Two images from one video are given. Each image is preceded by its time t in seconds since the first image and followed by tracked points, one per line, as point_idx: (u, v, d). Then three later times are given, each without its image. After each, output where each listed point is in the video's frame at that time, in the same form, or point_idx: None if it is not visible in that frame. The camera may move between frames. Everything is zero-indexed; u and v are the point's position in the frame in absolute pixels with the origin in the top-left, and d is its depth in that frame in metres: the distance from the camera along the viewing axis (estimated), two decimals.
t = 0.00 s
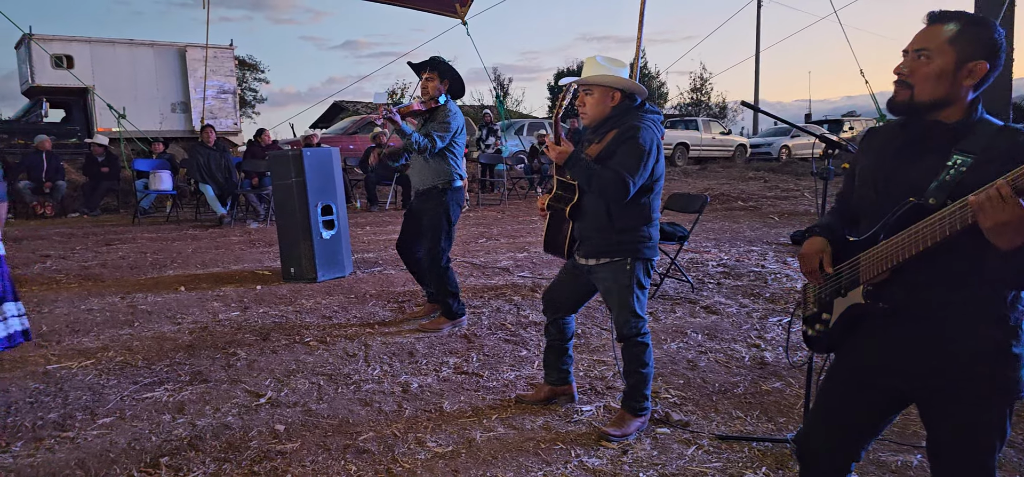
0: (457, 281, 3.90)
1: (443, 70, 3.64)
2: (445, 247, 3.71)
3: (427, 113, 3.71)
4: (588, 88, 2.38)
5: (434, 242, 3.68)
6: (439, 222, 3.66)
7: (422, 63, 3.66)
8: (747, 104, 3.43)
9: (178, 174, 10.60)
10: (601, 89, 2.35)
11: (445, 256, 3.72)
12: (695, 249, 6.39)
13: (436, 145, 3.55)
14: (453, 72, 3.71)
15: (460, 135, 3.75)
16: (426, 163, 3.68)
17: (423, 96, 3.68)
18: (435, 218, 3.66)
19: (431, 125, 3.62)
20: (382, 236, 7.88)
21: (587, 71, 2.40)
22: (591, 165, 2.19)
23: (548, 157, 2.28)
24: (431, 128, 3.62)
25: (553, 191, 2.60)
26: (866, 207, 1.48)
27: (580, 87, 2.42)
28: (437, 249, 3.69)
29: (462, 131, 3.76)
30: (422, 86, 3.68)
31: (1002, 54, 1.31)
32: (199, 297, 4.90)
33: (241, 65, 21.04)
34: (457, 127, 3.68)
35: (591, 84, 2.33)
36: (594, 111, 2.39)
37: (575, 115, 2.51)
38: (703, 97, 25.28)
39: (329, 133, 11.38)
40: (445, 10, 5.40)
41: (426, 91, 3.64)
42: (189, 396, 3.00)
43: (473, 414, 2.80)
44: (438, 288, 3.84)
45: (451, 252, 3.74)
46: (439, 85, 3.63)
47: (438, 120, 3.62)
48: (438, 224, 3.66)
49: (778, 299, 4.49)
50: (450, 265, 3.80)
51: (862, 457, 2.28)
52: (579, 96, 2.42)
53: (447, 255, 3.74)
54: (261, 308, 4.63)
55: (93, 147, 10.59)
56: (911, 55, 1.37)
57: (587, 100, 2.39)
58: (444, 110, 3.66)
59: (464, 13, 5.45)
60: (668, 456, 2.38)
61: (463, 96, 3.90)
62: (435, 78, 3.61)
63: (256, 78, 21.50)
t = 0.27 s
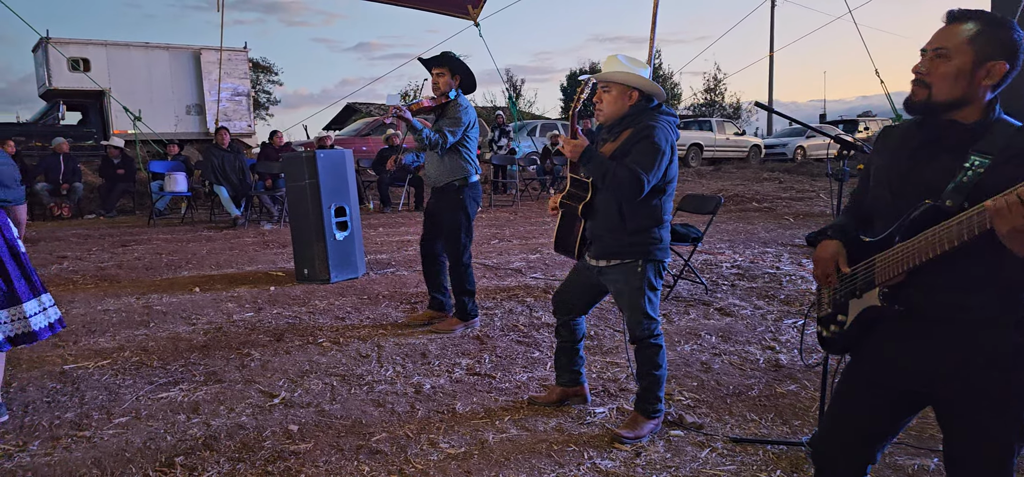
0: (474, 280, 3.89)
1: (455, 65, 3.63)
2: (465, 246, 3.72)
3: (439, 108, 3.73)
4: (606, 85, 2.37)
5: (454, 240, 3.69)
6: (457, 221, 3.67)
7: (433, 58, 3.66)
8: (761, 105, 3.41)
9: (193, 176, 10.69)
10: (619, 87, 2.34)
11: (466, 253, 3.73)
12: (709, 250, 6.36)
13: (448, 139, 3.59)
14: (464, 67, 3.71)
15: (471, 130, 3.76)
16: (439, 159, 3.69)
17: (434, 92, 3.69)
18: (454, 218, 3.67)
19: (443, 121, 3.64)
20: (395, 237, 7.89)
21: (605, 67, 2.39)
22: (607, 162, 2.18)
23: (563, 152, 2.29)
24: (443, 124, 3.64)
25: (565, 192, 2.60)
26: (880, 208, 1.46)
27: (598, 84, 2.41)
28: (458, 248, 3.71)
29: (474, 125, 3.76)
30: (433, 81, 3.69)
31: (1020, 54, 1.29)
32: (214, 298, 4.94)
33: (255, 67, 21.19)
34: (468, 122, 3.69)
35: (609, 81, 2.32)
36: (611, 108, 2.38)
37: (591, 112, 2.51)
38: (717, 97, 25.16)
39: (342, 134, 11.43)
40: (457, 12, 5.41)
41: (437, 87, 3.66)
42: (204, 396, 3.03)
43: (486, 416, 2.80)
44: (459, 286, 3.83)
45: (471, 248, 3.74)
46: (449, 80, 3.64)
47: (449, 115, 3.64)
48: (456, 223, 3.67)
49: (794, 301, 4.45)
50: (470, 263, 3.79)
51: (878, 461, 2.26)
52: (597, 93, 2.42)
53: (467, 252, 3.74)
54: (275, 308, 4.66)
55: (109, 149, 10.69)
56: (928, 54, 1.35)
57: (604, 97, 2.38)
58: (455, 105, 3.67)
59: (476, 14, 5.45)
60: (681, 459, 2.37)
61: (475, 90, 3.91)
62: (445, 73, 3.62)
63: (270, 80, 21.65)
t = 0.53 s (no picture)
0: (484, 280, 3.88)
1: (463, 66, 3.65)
2: (476, 245, 3.71)
3: (448, 110, 3.73)
4: (612, 88, 2.36)
5: (465, 240, 3.69)
6: (468, 221, 3.67)
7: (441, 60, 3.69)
8: (772, 106, 3.40)
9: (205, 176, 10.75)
10: (626, 89, 2.33)
11: (478, 253, 3.72)
12: (719, 251, 6.33)
13: (457, 140, 3.60)
14: (472, 68, 3.73)
15: (481, 130, 3.76)
16: (449, 160, 3.70)
17: (442, 93, 3.70)
18: (464, 218, 3.67)
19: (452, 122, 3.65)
20: (405, 237, 7.91)
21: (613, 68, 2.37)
22: (617, 162, 2.17)
23: (574, 156, 2.29)
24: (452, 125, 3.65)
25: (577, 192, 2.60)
26: (895, 210, 1.45)
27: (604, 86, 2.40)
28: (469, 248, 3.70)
29: (483, 126, 3.77)
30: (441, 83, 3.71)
31: None
32: (225, 297, 4.97)
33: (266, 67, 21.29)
34: (477, 122, 3.70)
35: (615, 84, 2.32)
36: (618, 110, 2.37)
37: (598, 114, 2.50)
38: (728, 98, 25.06)
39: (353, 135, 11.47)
40: (467, 13, 5.41)
41: (445, 88, 3.67)
42: (215, 395, 3.04)
43: (495, 416, 2.80)
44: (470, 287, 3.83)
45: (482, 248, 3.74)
46: (458, 81, 3.65)
47: (458, 116, 3.65)
48: (467, 223, 3.67)
49: (804, 303, 4.43)
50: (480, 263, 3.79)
51: (890, 464, 2.24)
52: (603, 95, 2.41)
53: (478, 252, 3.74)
54: (285, 308, 4.68)
55: (122, 149, 10.76)
56: (961, 56, 1.33)
57: (611, 100, 2.38)
58: (463, 105, 3.67)
59: (486, 15, 5.46)
60: (691, 461, 2.36)
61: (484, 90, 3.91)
62: (453, 74, 3.63)
63: (281, 80, 21.74)
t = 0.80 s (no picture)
0: (490, 285, 3.88)
1: (474, 73, 3.65)
2: (480, 251, 3.70)
3: (459, 117, 3.74)
4: (625, 88, 2.36)
5: (468, 245, 3.68)
6: (475, 225, 3.66)
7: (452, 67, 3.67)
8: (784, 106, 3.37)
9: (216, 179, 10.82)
10: (638, 89, 2.33)
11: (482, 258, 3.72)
12: (731, 252, 6.30)
13: (469, 147, 3.59)
14: (483, 75, 3.73)
15: (491, 137, 3.78)
16: (459, 166, 3.70)
17: (453, 100, 3.70)
18: (469, 223, 3.67)
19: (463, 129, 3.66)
20: (415, 240, 7.92)
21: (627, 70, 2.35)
22: (626, 163, 2.17)
23: (582, 158, 2.29)
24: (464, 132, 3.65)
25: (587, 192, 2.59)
26: (909, 210, 1.43)
27: (617, 87, 2.40)
28: (473, 253, 3.70)
29: (494, 133, 3.79)
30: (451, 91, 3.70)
31: None
32: (237, 300, 4.99)
33: (276, 71, 21.41)
34: (488, 129, 3.71)
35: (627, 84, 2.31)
36: (630, 111, 2.37)
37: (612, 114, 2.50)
38: (738, 98, 24.96)
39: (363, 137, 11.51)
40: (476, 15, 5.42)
41: (456, 96, 3.66)
42: (227, 397, 3.05)
43: (506, 418, 2.79)
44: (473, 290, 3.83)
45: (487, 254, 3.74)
46: (468, 88, 3.66)
47: (470, 123, 3.66)
48: (472, 228, 3.66)
49: (817, 304, 4.39)
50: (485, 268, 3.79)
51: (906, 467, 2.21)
52: (616, 95, 2.41)
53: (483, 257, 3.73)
54: (296, 310, 4.70)
55: (135, 153, 10.84)
56: (996, 55, 1.30)
57: (623, 100, 2.38)
58: (475, 113, 3.69)
59: (495, 18, 5.47)
60: (703, 463, 2.34)
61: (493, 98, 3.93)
62: (464, 81, 3.63)
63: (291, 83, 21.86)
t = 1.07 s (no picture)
0: (497, 282, 3.90)
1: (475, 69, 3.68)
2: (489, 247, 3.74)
3: (460, 113, 3.77)
4: (631, 91, 2.38)
5: (477, 243, 3.72)
6: (480, 222, 3.70)
7: (452, 64, 3.72)
8: (789, 109, 3.38)
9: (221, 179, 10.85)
10: (645, 91, 2.34)
11: (489, 255, 3.75)
12: (734, 255, 6.30)
13: (470, 142, 3.61)
14: (483, 72, 3.76)
15: (491, 133, 3.80)
16: (461, 162, 3.72)
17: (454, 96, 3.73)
18: (475, 221, 3.70)
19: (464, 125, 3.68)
20: (419, 240, 7.94)
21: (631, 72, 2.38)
22: (632, 165, 2.19)
23: (587, 158, 2.30)
24: (464, 127, 3.67)
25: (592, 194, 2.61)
26: (913, 216, 1.45)
27: (624, 89, 2.42)
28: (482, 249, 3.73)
29: (494, 128, 3.80)
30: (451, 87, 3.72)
31: None
32: (241, 299, 5.01)
33: (281, 71, 21.48)
34: (489, 124, 3.73)
35: (633, 87, 2.33)
36: (637, 113, 2.39)
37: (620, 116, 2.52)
38: (743, 100, 24.95)
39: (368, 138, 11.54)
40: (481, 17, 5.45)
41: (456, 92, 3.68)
42: (230, 397, 3.08)
43: (509, 419, 2.81)
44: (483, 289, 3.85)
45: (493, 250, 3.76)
46: (469, 85, 3.68)
47: (470, 119, 3.68)
48: (477, 225, 3.70)
49: (820, 307, 4.40)
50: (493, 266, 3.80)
51: (907, 470, 2.22)
52: (623, 98, 2.43)
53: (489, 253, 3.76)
54: (301, 310, 4.72)
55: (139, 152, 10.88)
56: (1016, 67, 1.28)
57: (630, 102, 2.39)
58: (475, 108, 3.71)
59: (500, 19, 5.49)
60: (706, 465, 2.35)
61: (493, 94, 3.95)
62: (464, 78, 3.65)
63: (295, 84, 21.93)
